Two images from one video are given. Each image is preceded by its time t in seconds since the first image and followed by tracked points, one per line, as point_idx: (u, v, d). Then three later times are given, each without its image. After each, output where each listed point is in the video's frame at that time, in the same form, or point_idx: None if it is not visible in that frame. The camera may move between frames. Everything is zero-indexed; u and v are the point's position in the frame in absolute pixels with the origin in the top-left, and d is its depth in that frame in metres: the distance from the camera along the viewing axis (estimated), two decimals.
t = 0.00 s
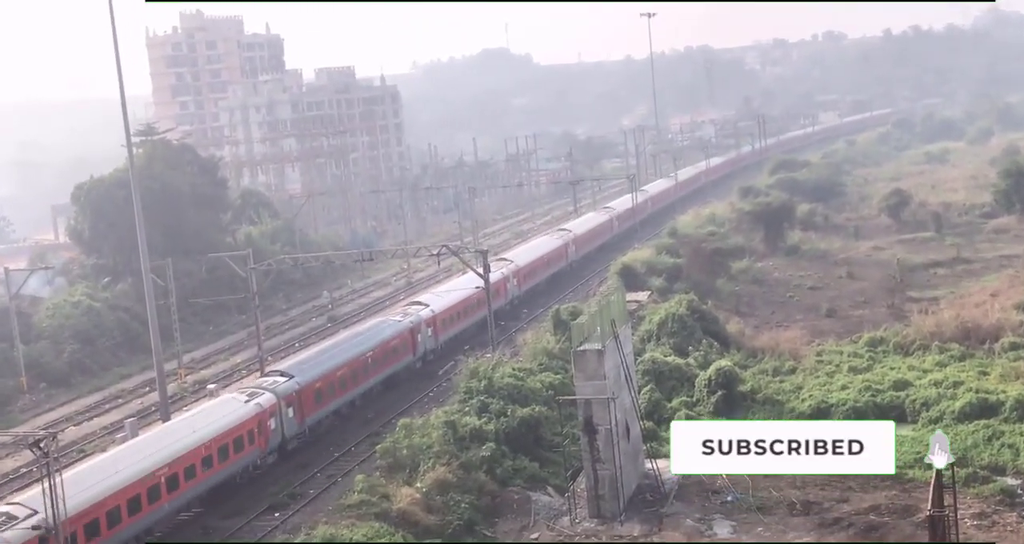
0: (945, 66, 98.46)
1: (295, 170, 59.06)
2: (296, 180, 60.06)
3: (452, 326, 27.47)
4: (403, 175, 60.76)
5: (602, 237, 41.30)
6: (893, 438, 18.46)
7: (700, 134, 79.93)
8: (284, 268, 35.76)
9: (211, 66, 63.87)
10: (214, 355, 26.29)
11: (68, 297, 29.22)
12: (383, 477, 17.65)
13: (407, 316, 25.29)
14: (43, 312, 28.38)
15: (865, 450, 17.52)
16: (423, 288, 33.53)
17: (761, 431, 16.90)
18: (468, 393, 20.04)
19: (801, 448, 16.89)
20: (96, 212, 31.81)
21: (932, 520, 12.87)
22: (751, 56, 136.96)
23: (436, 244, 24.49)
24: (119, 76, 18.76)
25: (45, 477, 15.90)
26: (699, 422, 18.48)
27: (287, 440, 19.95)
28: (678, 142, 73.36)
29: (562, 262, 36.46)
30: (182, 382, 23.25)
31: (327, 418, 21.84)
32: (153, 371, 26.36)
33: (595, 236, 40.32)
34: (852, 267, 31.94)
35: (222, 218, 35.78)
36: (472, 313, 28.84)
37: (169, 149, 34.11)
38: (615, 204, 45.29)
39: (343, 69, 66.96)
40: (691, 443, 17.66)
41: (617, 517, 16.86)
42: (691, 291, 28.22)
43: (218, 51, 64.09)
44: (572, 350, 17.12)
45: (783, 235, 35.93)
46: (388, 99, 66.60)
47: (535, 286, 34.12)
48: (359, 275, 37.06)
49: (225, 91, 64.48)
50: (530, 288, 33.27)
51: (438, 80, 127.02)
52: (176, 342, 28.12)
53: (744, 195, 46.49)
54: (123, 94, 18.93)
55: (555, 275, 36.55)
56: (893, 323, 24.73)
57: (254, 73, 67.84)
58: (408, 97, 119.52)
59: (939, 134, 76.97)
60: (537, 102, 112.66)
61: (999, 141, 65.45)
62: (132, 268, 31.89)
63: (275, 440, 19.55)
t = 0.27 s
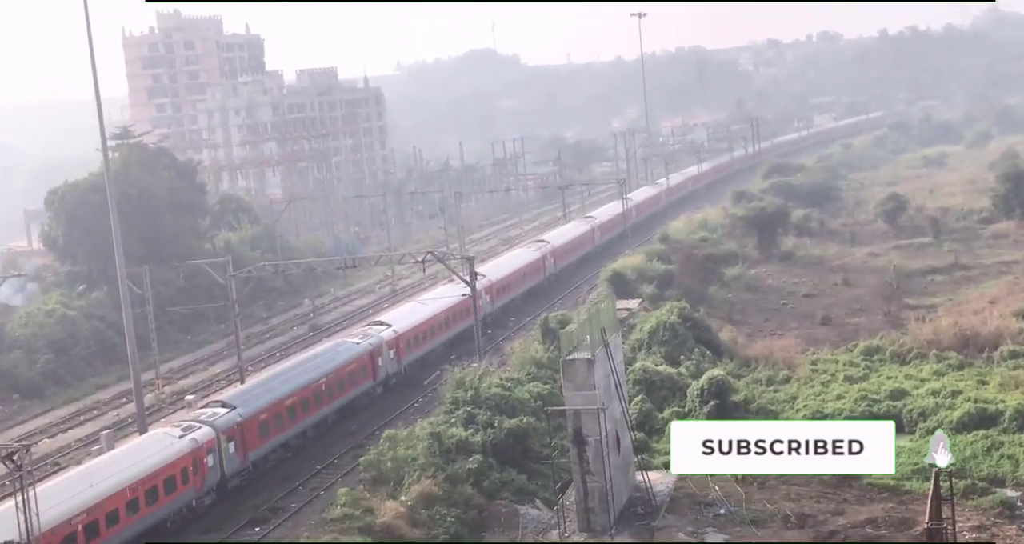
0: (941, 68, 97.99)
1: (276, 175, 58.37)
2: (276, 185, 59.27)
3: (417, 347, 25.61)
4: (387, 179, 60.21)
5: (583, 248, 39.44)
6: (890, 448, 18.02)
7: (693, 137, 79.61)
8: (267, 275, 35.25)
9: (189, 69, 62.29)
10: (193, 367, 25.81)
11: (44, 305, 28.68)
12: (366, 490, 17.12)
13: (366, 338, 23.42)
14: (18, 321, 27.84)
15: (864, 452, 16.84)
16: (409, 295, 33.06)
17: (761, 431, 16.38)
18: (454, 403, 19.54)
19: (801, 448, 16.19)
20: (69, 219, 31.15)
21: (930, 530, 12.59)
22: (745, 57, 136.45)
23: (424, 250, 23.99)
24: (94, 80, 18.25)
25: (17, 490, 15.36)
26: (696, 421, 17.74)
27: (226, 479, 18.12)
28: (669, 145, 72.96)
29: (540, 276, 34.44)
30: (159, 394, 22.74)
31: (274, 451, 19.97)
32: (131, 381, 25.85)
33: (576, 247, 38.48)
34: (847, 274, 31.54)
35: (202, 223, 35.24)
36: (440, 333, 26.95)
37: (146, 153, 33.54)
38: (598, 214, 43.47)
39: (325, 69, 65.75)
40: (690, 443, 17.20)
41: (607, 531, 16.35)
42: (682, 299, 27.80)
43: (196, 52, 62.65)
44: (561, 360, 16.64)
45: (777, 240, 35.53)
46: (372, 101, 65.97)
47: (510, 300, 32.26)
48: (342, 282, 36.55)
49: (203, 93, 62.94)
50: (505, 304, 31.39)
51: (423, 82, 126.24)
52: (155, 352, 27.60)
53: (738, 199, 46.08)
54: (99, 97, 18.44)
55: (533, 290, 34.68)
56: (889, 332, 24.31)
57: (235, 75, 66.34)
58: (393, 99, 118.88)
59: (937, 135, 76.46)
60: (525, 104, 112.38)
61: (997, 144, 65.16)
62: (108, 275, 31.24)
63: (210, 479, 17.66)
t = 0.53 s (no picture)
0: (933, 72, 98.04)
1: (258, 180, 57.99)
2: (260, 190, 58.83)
3: (381, 368, 24.10)
4: (372, 184, 59.94)
5: (561, 260, 38.01)
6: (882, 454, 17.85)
7: (683, 140, 79.52)
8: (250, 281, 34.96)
9: (172, 73, 60.99)
10: (173, 375, 25.49)
11: (23, 313, 28.33)
12: (353, 499, 16.82)
13: (324, 360, 21.90)
14: None
15: (865, 450, 17.74)
16: (395, 301, 32.82)
17: (761, 432, 17.57)
18: (442, 411, 19.30)
19: (801, 447, 17.35)
20: (48, 225, 30.75)
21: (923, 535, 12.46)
22: (735, 60, 136.48)
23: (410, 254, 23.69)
24: (75, 83, 17.95)
25: None
26: (697, 421, 18.65)
27: (162, 518, 16.64)
28: (658, 149, 72.83)
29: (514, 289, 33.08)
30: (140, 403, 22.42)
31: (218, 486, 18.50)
32: (111, 389, 25.52)
33: (555, 258, 37.14)
34: (838, 279, 31.40)
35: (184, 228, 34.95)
36: (406, 353, 25.44)
37: (127, 158, 33.31)
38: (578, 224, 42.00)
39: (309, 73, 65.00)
40: (691, 443, 17.99)
41: (596, 539, 16.07)
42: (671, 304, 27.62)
43: (178, 56, 61.19)
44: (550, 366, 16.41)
45: (767, 245, 35.38)
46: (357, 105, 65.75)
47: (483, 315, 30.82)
48: (326, 288, 36.28)
49: (185, 97, 61.54)
50: (476, 320, 29.95)
51: (409, 84, 125.66)
52: (136, 360, 27.30)
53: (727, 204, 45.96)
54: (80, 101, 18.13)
55: (507, 303, 33.22)
56: (881, 337, 24.16)
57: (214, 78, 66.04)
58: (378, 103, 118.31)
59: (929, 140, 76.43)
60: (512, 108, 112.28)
61: (989, 147, 65.23)
62: (89, 282, 30.92)
63: (145, 519, 16.20)
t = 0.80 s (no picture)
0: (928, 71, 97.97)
1: (243, 184, 57.67)
2: (246, 193, 58.51)
3: (344, 390, 22.45)
4: (360, 186, 59.68)
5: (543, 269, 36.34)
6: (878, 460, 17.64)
7: (676, 141, 79.37)
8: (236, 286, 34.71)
9: (157, 74, 60.62)
10: (157, 382, 25.22)
11: (7, 319, 28.04)
12: (341, 507, 16.52)
13: (280, 383, 20.27)
14: None
15: (866, 450, 17.89)
16: (383, 305, 32.58)
17: (762, 432, 17.49)
18: (431, 417, 19.03)
19: (802, 448, 17.42)
20: (32, 231, 30.50)
21: (918, 542, 12.25)
22: (728, 61, 136.45)
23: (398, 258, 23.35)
24: (57, 85, 17.63)
25: None
26: (694, 420, 18.71)
27: None
28: (650, 150, 72.65)
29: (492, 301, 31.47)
30: (123, 411, 22.14)
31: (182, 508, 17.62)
32: (94, 396, 25.23)
33: (536, 266, 35.58)
34: (833, 282, 31.18)
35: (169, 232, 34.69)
36: (372, 373, 23.81)
37: (110, 160, 33.08)
38: (560, 232, 40.30)
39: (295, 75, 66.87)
40: (690, 443, 18.08)
41: None
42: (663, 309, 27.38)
43: (163, 57, 60.76)
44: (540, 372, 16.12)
45: (762, 248, 35.16)
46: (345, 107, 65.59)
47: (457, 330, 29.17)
48: (314, 292, 36.03)
49: (170, 98, 61.23)
50: (448, 334, 28.31)
51: (398, 84, 125.24)
52: (120, 368, 27.03)
53: (720, 206, 45.78)
54: (63, 103, 17.80)
55: (483, 317, 31.54)
56: (876, 341, 23.92)
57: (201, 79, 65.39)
58: (365, 103, 117.98)
59: (922, 142, 76.21)
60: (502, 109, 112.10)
61: (987, 149, 65.07)
62: (73, 287, 30.64)
63: None
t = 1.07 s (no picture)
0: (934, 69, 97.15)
1: (226, 184, 56.97)
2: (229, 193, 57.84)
3: (301, 416, 20.50)
4: (348, 187, 58.94)
5: (527, 280, 34.15)
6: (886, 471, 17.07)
7: (675, 139, 78.62)
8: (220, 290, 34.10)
9: (138, 70, 60.18)
10: (135, 392, 24.72)
11: None
12: (328, 518, 15.87)
13: (226, 412, 18.36)
14: None
15: (866, 450, 17.70)
16: (372, 310, 32.00)
17: (761, 432, 17.64)
18: (422, 426, 18.41)
19: (801, 447, 17.32)
20: (8, 232, 29.78)
21: None
22: (732, 56, 135.39)
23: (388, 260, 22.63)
24: (34, 84, 16.96)
25: None
26: (697, 425, 18.56)
27: None
28: (650, 149, 71.97)
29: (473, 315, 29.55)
30: (103, 421, 21.55)
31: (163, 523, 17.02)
32: (74, 405, 24.67)
33: (523, 276, 33.66)
34: (838, 285, 30.55)
35: (149, 234, 34.05)
36: (334, 396, 21.86)
37: (87, 160, 32.39)
38: (545, 237, 38.04)
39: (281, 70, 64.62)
40: (690, 445, 17.97)
41: None
42: (663, 313, 26.78)
43: (143, 52, 60.23)
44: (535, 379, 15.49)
45: (765, 250, 34.53)
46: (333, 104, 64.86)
47: (429, 347, 27.02)
48: (301, 296, 35.45)
49: (150, 95, 60.78)
50: (420, 354, 26.16)
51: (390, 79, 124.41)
52: (96, 377, 26.55)
53: (721, 206, 45.14)
54: (39, 102, 17.12)
55: (461, 333, 29.37)
56: (884, 346, 23.30)
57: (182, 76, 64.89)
58: (357, 100, 117.23)
59: (934, 139, 75.78)
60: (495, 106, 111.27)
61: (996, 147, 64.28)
62: (49, 292, 30.10)
63: None
